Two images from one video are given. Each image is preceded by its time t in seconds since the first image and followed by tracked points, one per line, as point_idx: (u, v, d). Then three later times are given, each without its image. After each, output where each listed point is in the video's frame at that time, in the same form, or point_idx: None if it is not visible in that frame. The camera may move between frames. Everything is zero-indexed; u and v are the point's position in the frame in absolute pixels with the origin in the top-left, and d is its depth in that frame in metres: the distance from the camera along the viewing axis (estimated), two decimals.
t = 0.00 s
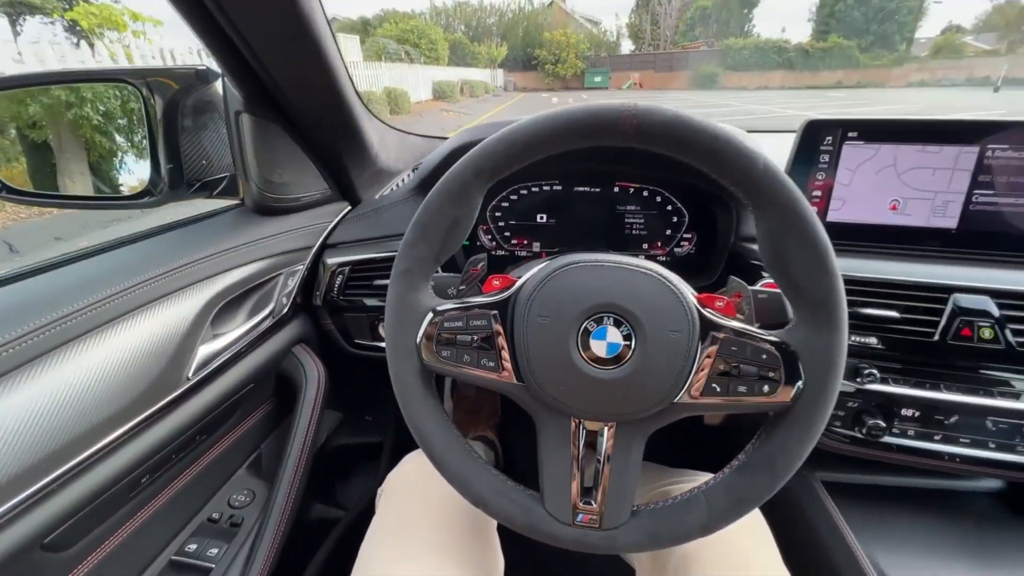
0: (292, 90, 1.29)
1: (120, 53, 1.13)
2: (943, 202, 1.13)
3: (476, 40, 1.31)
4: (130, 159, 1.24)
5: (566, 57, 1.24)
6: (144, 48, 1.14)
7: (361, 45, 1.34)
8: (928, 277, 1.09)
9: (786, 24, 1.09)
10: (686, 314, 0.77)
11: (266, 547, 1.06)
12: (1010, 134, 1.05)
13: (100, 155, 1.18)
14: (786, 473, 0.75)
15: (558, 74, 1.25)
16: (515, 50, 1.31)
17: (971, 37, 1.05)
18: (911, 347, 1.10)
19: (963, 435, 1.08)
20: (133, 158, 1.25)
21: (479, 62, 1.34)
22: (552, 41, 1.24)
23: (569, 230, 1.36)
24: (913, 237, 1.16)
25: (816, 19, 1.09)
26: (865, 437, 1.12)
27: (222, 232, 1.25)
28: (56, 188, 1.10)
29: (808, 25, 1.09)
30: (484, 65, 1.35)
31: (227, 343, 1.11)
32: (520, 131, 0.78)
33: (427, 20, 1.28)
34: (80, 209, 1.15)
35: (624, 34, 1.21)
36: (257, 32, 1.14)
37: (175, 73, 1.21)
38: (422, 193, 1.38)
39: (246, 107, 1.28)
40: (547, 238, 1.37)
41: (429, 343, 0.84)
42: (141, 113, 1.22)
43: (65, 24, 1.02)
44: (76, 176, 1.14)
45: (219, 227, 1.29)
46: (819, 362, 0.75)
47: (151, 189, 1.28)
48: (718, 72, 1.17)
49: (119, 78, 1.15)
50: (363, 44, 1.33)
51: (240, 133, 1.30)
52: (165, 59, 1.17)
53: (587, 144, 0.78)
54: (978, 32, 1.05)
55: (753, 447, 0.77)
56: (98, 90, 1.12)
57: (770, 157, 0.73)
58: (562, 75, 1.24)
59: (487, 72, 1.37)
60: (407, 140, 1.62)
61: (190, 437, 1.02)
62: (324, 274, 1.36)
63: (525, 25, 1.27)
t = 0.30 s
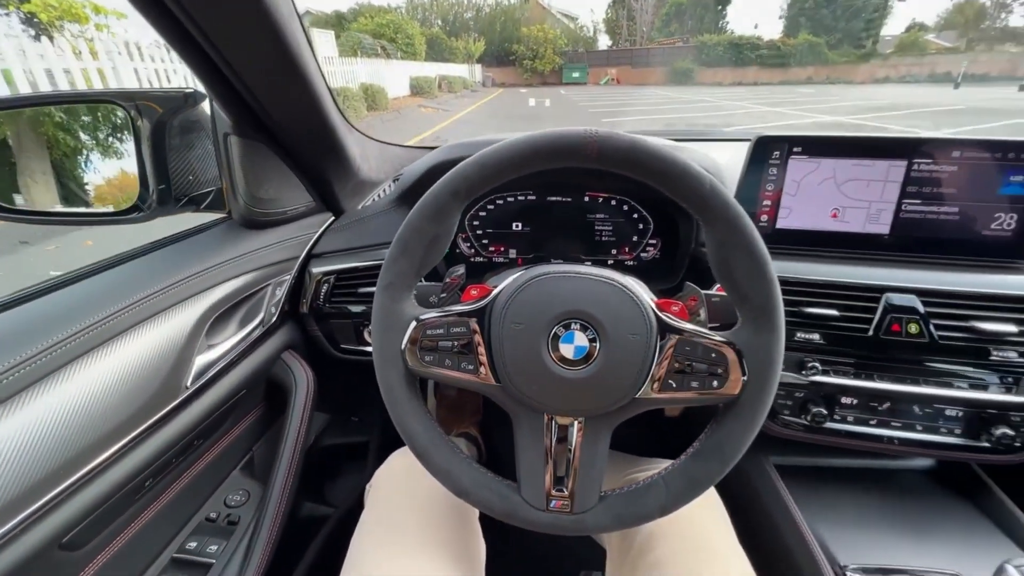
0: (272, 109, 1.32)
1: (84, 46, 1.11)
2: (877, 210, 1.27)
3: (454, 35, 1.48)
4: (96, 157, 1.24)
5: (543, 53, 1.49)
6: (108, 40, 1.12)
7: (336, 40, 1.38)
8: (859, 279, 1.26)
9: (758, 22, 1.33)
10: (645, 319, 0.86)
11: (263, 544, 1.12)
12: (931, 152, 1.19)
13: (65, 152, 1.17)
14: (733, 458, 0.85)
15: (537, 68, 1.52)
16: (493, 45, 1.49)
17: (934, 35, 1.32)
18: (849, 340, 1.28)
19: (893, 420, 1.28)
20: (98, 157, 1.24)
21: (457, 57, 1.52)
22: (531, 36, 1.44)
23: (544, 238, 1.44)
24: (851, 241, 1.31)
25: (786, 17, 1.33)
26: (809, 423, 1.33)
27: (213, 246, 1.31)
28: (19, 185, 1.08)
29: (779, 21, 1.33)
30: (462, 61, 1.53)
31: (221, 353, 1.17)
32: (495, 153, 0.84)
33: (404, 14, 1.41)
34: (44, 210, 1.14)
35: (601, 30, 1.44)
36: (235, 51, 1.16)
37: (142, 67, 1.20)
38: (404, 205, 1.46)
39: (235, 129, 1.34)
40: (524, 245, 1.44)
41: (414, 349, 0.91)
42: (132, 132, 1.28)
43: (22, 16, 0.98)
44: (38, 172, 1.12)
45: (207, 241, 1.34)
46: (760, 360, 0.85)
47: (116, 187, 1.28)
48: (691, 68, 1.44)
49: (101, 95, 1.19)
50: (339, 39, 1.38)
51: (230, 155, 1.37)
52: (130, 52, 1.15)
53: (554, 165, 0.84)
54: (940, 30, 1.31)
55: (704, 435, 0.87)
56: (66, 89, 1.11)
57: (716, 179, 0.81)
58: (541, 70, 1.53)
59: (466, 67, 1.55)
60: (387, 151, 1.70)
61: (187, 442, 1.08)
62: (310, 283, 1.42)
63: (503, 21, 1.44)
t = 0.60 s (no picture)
0: (260, 113, 1.33)
1: (53, 41, 1.07)
2: (840, 214, 1.38)
3: (436, 31, 1.57)
4: (67, 155, 1.19)
5: (526, 49, 1.62)
6: (79, 35, 1.09)
7: (317, 35, 1.39)
8: (821, 279, 1.37)
9: (738, 18, 1.48)
10: (624, 321, 0.92)
11: (264, 541, 1.16)
12: (888, 160, 1.29)
13: (35, 151, 1.11)
14: (707, 448, 0.92)
15: (520, 63, 1.65)
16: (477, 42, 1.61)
17: (906, 34, 1.42)
18: (815, 337, 1.39)
19: (854, 409, 1.42)
20: (70, 155, 1.19)
21: (439, 53, 1.63)
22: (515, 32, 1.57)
23: (530, 241, 1.50)
24: (816, 242, 1.41)
25: (765, 15, 1.46)
26: (779, 414, 1.45)
27: (210, 254, 1.35)
28: None
29: (757, 19, 1.47)
30: (445, 56, 1.64)
31: (220, 358, 1.22)
32: (482, 166, 0.88)
33: (385, 10, 1.48)
34: (12, 211, 1.09)
35: (584, 26, 1.56)
36: (222, 55, 1.17)
37: (117, 63, 1.17)
38: (393, 210, 1.51)
39: (229, 141, 1.38)
40: (511, 249, 1.50)
41: (409, 351, 0.97)
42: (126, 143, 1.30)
43: None
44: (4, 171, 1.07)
45: (203, 251, 1.36)
46: (730, 357, 0.92)
47: (88, 186, 1.24)
48: (674, 64, 1.56)
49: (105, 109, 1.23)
50: (319, 34, 1.40)
51: (224, 165, 1.40)
52: (102, 47, 1.12)
53: (536, 177, 0.88)
54: (912, 29, 1.42)
55: (681, 428, 0.94)
56: (37, 88, 1.09)
57: (687, 191, 0.86)
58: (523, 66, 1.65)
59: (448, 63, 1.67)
60: (377, 157, 1.76)
61: (190, 445, 1.13)
62: (303, 288, 1.47)
63: (484, 20, 1.54)
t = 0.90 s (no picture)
0: (254, 117, 1.33)
1: (27, 36, 1.12)
2: (813, 215, 1.44)
3: (423, 30, 1.62)
4: (45, 154, 1.20)
5: (512, 48, 1.70)
6: (55, 30, 1.11)
7: (302, 32, 1.35)
8: (796, 277, 1.44)
9: (722, 18, 1.52)
10: (610, 319, 0.97)
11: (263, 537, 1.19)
12: (858, 164, 1.37)
13: (10, 150, 1.13)
14: (688, 438, 0.98)
15: (507, 61, 1.74)
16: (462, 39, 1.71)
17: (885, 34, 1.45)
18: (791, 332, 1.45)
19: (828, 400, 1.48)
20: (46, 153, 1.21)
21: (427, 51, 1.73)
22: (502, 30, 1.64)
23: (519, 242, 1.55)
24: (790, 242, 1.48)
25: (748, 15, 1.50)
26: (757, 406, 1.51)
27: (207, 257, 1.38)
28: None
29: (742, 19, 1.51)
30: (431, 54, 1.75)
31: (218, 359, 1.25)
32: (475, 171, 0.92)
33: (371, 7, 1.50)
34: None
35: (570, 24, 1.63)
36: (216, 60, 1.16)
37: (97, 60, 1.17)
38: (385, 212, 1.54)
39: (226, 144, 1.38)
40: (500, 249, 1.54)
41: (404, 350, 1.00)
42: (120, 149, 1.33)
43: None
44: None
45: (200, 254, 1.39)
46: (709, 352, 0.97)
47: (66, 185, 1.26)
48: (660, 63, 1.63)
49: (88, 113, 1.25)
50: (304, 31, 1.36)
51: (220, 171, 1.40)
52: (80, 43, 1.13)
53: (525, 183, 0.92)
54: (891, 31, 1.44)
55: (663, 420, 1.00)
56: (12, 84, 1.12)
57: (668, 194, 0.91)
58: (510, 64, 1.75)
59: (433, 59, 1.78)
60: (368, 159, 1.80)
61: (190, 444, 1.16)
62: (297, 290, 1.50)
63: (470, 17, 1.63)
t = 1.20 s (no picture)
0: (243, 114, 1.33)
1: (11, 34, 1.08)
2: (798, 215, 1.47)
3: (415, 30, 1.60)
4: (28, 153, 1.16)
5: (504, 48, 1.69)
6: (39, 28, 1.09)
7: (291, 31, 1.36)
8: (782, 275, 1.47)
9: (712, 19, 1.54)
10: (600, 317, 0.98)
11: (256, 536, 1.20)
12: (841, 164, 1.39)
13: None
14: (676, 434, 1.00)
15: (498, 61, 1.73)
16: (453, 37, 1.69)
17: (871, 36, 1.48)
18: (778, 329, 1.48)
19: (813, 396, 1.51)
20: (31, 152, 1.16)
21: (418, 50, 1.69)
22: (494, 31, 1.64)
23: (510, 242, 1.56)
24: (775, 241, 1.51)
25: (737, 15, 1.52)
26: (744, 402, 1.54)
27: (198, 257, 1.38)
28: None
29: (731, 20, 1.53)
30: (421, 53, 1.71)
31: (210, 359, 1.25)
32: (467, 172, 0.93)
33: (361, 6, 1.48)
34: None
35: (562, 24, 1.65)
36: (205, 57, 1.15)
37: (81, 58, 1.16)
38: (377, 212, 1.55)
39: (216, 146, 1.38)
40: (492, 250, 1.55)
41: (397, 349, 1.01)
42: (110, 149, 1.32)
43: None
44: None
45: (192, 254, 1.39)
46: (696, 349, 0.99)
47: (50, 185, 1.22)
48: (651, 63, 1.65)
49: (74, 112, 1.24)
50: (294, 30, 1.36)
51: (210, 171, 1.40)
52: (65, 41, 1.12)
53: (515, 183, 0.94)
54: (877, 32, 1.47)
55: (652, 416, 1.01)
56: None
57: (655, 195, 0.92)
58: (502, 64, 1.74)
59: (424, 59, 1.74)
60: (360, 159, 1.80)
61: (182, 444, 1.16)
62: (289, 290, 1.51)
63: (462, 15, 1.62)
